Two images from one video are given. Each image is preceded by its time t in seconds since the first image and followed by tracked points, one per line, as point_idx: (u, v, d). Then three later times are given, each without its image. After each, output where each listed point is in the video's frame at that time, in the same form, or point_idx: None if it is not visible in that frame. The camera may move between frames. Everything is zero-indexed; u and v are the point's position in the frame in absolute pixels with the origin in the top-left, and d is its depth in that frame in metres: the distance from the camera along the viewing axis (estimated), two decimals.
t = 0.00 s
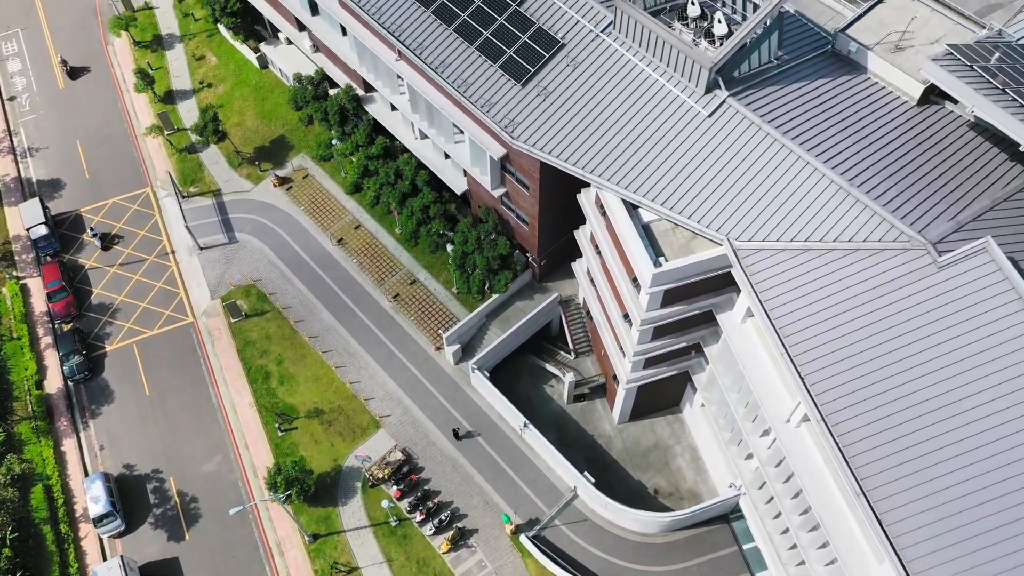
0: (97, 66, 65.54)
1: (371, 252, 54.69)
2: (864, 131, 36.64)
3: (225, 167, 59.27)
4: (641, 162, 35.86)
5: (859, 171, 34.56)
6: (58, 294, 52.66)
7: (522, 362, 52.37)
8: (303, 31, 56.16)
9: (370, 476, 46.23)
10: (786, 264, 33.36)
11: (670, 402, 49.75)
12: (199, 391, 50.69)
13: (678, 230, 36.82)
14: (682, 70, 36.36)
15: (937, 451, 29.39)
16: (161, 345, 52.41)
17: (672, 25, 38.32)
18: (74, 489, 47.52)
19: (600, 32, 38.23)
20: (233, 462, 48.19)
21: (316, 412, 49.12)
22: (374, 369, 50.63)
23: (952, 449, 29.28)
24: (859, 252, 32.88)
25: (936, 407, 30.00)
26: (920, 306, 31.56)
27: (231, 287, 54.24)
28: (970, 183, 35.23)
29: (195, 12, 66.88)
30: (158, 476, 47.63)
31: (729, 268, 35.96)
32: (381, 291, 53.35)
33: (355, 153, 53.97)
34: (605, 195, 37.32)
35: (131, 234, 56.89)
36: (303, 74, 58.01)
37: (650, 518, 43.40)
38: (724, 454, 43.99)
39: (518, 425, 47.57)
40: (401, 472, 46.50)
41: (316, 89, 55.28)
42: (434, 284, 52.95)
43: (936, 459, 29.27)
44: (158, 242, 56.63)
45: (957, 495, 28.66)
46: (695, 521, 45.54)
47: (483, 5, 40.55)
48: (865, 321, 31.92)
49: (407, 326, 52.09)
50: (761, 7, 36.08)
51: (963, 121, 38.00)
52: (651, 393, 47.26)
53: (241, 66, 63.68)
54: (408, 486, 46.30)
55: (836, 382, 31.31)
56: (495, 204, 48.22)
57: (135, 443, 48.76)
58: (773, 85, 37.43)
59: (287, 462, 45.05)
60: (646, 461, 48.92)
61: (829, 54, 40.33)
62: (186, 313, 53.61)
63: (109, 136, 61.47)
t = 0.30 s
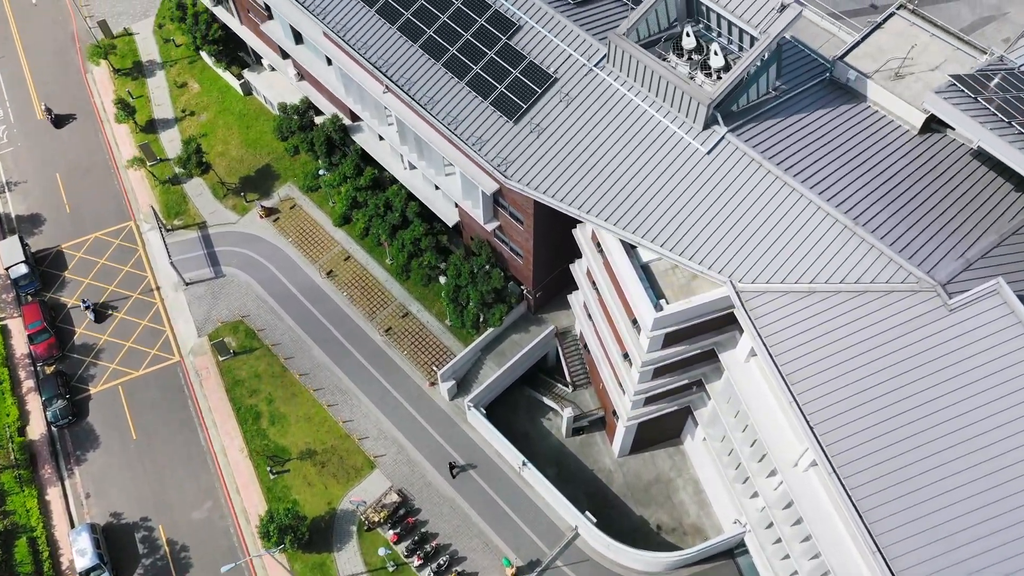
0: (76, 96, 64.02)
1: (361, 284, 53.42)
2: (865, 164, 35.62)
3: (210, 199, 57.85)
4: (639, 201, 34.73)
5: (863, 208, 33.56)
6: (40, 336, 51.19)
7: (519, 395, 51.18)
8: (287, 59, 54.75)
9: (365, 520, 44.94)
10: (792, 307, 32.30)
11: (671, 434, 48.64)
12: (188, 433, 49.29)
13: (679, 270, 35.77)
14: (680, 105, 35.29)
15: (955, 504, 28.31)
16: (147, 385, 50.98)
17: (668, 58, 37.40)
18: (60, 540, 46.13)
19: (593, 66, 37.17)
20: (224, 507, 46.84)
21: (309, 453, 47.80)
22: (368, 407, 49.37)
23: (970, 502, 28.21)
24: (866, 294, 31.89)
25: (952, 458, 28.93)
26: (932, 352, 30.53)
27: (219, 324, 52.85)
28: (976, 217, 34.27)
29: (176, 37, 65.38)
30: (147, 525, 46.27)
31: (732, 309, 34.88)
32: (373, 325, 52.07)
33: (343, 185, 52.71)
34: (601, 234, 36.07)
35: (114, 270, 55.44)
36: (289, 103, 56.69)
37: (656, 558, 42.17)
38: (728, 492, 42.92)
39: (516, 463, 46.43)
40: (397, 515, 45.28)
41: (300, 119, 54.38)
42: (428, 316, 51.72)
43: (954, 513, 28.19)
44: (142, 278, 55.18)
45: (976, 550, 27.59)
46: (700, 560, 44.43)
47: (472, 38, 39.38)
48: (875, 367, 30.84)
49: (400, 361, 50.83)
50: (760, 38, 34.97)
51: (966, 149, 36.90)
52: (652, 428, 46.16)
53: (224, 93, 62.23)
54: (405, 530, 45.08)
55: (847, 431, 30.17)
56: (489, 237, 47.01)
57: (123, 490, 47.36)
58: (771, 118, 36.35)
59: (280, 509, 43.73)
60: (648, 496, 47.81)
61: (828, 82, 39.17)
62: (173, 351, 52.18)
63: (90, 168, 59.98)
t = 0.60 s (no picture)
0: (54, 127, 62.45)
1: (352, 318, 52.17)
2: (868, 199, 34.66)
3: (195, 233, 56.45)
4: (638, 243, 33.59)
5: (869, 247, 32.57)
6: (21, 381, 49.66)
7: (517, 430, 50.06)
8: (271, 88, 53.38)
9: (362, 566, 43.68)
10: (799, 352, 31.28)
11: (673, 468, 47.61)
12: (176, 478, 47.90)
13: (680, 312, 34.78)
14: (678, 142, 34.24)
15: (974, 561, 27.22)
16: (134, 429, 49.54)
17: (662, 92, 36.38)
18: None
19: (587, 101, 36.11)
20: (215, 555, 45.47)
21: (301, 497, 46.47)
22: (361, 447, 48.11)
23: (989, 558, 27.12)
24: (875, 338, 30.90)
25: (969, 512, 27.81)
26: (945, 399, 29.47)
27: (206, 363, 51.46)
28: (983, 251, 33.36)
29: (156, 64, 63.92)
30: None
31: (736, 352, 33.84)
32: (365, 361, 50.81)
33: (331, 219, 51.55)
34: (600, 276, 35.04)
35: (97, 309, 53.95)
36: (274, 133, 55.39)
37: None
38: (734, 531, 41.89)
39: (517, 503, 45.35)
40: (394, 560, 44.04)
41: (286, 150, 52.98)
42: (421, 350, 50.51)
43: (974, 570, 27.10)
44: (126, 316, 53.72)
45: None
46: None
47: (461, 74, 38.20)
48: (887, 415, 29.75)
49: (394, 397, 49.58)
50: (759, 72, 33.82)
51: (970, 178, 35.98)
52: (654, 463, 45.15)
53: (207, 121, 60.82)
54: (402, 575, 43.85)
55: (860, 483, 29.09)
56: (482, 271, 45.67)
57: (110, 540, 45.92)
58: (770, 153, 35.39)
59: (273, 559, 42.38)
60: (651, 532, 46.71)
61: (826, 110, 38.32)
62: (159, 393, 50.74)
63: (70, 203, 58.49)
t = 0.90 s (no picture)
0: (33, 160, 60.88)
1: (343, 353, 50.91)
2: (874, 236, 33.64)
3: (180, 268, 55.04)
4: (640, 288, 32.46)
5: (877, 290, 31.63)
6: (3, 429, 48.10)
7: (515, 466, 48.87)
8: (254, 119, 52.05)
9: None
10: (809, 401, 30.16)
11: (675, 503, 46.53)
12: (166, 526, 46.43)
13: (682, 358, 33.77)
14: (677, 183, 33.17)
15: None
16: (121, 476, 48.04)
17: (659, 128, 35.34)
18: None
19: (582, 140, 35.00)
20: None
21: (295, 543, 45.06)
22: (356, 489, 46.81)
23: None
24: (887, 385, 29.90)
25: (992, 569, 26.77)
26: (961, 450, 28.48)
27: (194, 404, 50.05)
28: (993, 289, 32.46)
29: (136, 93, 62.43)
30: None
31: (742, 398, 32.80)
32: (357, 398, 49.54)
33: (319, 253, 50.21)
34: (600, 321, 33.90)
35: (81, 350, 52.45)
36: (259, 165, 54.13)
37: None
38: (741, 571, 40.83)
39: (517, 544, 44.21)
40: None
41: (272, 183, 51.72)
42: (416, 386, 49.34)
43: None
44: (111, 356, 52.24)
45: None
46: None
47: (451, 112, 37.04)
48: (902, 467, 28.69)
49: (388, 436, 48.32)
50: (759, 110, 32.77)
51: (976, 210, 34.95)
52: (656, 501, 44.05)
53: (191, 151, 59.38)
54: None
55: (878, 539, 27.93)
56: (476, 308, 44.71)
57: None
58: (771, 190, 34.39)
59: None
60: (655, 569, 45.56)
61: (825, 140, 37.04)
62: (146, 437, 49.27)
63: (51, 239, 56.95)
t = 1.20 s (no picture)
0: (11, 195, 59.38)
1: (336, 391, 49.65)
2: (882, 275, 32.66)
3: (165, 304, 53.61)
4: (642, 336, 31.37)
5: (887, 335, 30.64)
6: None
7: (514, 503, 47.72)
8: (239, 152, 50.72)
9: None
10: (821, 453, 29.09)
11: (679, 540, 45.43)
12: None
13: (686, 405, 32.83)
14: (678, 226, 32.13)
15: None
16: (108, 524, 46.52)
17: (657, 167, 34.25)
18: None
19: (578, 180, 33.87)
20: None
21: None
22: (352, 533, 45.48)
23: None
24: (900, 436, 28.91)
25: None
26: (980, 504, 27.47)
27: (183, 447, 48.63)
28: (1004, 330, 31.58)
29: (117, 123, 61.00)
30: None
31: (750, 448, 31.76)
32: (351, 438, 48.26)
33: (309, 290, 48.88)
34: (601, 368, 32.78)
35: (64, 393, 50.94)
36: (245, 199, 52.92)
37: None
38: None
39: None
40: None
41: (259, 219, 50.03)
42: (411, 424, 48.18)
43: None
44: (96, 399, 50.78)
45: None
46: None
47: (442, 152, 35.87)
48: (921, 523, 27.57)
49: (384, 477, 47.03)
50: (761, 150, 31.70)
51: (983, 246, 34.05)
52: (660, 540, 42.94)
53: (175, 183, 57.93)
54: None
55: None
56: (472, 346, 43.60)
57: None
58: (775, 230, 33.37)
59: None
60: None
61: (826, 173, 36.00)
62: (134, 483, 47.82)
63: (32, 278, 55.49)
